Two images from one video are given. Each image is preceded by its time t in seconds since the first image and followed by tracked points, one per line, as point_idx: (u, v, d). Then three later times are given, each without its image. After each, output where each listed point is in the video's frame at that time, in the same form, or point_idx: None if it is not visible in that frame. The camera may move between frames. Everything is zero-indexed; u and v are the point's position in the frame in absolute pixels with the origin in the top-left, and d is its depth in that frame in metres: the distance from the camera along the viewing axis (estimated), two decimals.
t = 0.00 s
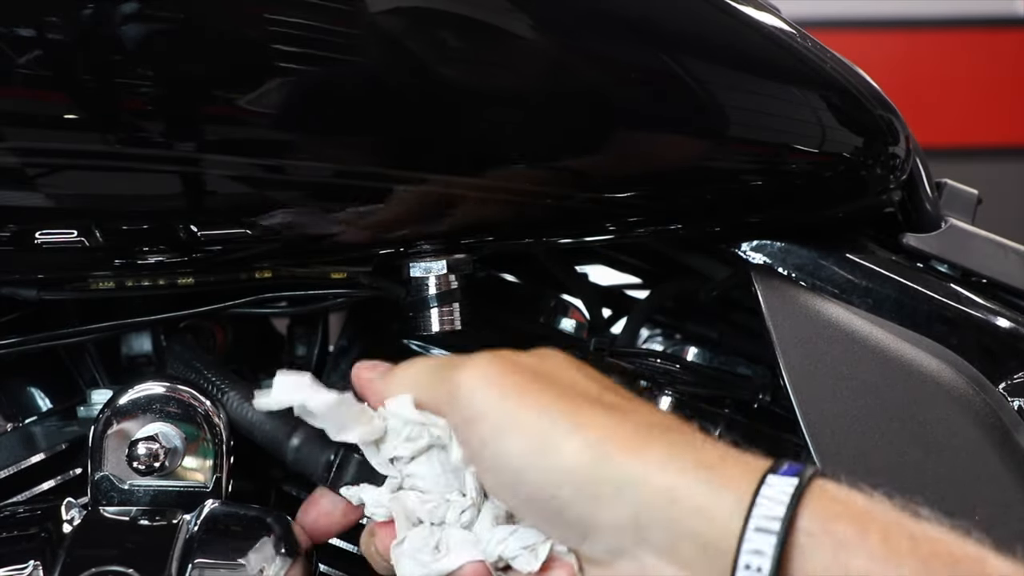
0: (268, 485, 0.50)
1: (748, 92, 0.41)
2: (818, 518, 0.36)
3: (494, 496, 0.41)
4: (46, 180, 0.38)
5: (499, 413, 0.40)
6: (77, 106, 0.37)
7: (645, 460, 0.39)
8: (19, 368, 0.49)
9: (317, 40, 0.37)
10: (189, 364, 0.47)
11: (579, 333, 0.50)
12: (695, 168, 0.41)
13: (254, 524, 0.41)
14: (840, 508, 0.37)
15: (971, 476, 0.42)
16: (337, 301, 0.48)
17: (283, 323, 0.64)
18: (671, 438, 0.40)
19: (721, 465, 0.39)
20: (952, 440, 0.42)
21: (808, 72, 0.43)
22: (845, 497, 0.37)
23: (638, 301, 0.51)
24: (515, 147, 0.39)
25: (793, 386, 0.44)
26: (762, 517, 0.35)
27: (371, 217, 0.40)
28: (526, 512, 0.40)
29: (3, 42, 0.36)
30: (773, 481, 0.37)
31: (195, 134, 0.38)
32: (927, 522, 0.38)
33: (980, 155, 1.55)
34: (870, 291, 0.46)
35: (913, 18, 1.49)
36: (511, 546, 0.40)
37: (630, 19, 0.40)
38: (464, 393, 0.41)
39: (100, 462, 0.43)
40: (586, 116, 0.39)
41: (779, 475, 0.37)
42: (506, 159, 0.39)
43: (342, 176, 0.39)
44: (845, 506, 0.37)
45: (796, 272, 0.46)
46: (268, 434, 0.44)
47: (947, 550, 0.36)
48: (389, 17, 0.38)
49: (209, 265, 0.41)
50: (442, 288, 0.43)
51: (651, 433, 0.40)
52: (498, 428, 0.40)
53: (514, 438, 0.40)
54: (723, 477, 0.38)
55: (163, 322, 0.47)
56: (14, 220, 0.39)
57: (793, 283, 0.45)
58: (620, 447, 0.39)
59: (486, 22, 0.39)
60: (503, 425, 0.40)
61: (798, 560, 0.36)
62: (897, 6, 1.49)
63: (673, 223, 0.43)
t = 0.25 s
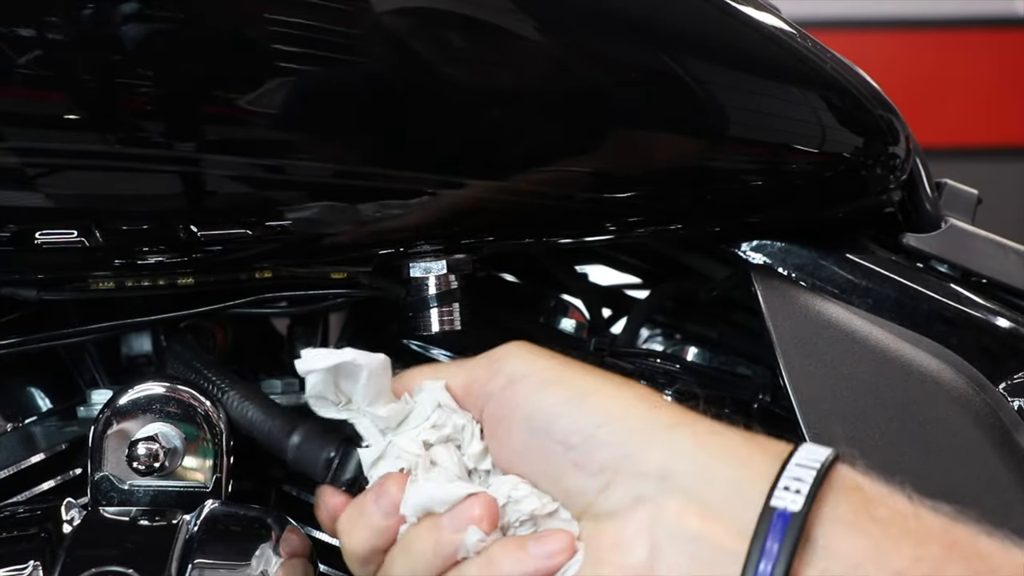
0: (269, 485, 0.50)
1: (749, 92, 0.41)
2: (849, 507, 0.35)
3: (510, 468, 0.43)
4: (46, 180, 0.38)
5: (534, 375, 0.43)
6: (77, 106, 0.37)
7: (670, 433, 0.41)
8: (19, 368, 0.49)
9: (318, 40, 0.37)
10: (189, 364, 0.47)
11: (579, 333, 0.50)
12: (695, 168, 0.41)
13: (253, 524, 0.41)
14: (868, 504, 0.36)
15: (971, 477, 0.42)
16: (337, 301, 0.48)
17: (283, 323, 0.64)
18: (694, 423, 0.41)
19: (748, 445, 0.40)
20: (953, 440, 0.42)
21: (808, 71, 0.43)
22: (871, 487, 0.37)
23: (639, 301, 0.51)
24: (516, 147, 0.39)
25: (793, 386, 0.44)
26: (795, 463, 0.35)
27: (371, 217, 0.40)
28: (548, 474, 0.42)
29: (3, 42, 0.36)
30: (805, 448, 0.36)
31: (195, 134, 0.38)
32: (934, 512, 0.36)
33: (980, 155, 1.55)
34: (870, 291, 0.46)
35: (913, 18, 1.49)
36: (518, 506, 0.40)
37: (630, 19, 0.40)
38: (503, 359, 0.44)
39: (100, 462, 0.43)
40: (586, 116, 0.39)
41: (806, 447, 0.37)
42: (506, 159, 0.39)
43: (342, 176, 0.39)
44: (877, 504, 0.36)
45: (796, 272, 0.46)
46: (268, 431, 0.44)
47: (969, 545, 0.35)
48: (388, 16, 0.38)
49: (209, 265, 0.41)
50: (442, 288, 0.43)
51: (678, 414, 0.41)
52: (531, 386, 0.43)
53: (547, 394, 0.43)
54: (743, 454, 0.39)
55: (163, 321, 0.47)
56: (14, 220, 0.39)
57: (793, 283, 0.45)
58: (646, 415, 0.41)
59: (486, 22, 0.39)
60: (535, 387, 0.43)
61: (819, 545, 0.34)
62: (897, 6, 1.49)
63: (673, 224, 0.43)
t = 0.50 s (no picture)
0: (269, 485, 0.50)
1: (748, 92, 0.41)
2: (812, 518, 0.33)
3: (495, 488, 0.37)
4: (46, 180, 0.38)
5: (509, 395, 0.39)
6: (77, 106, 0.37)
7: (637, 449, 0.37)
8: (19, 368, 0.49)
9: (318, 40, 0.38)
10: (191, 364, 0.48)
11: (579, 333, 0.51)
12: (695, 168, 0.41)
13: (254, 524, 0.41)
14: (834, 514, 0.33)
15: (970, 477, 0.42)
16: (337, 301, 0.48)
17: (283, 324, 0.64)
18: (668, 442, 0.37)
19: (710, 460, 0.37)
20: (953, 440, 0.42)
21: (808, 72, 0.43)
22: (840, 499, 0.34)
23: (638, 301, 0.51)
24: (516, 147, 0.39)
25: (793, 387, 0.44)
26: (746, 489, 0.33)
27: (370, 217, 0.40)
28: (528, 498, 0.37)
29: (4, 42, 0.36)
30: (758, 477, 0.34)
31: (195, 134, 0.38)
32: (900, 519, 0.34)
33: (980, 155, 1.55)
34: (870, 291, 0.46)
35: (912, 18, 1.49)
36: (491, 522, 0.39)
37: (630, 19, 0.40)
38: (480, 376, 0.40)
39: (100, 462, 0.44)
40: (586, 116, 0.39)
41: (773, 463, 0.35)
42: (507, 159, 0.39)
43: (342, 176, 0.39)
44: (844, 515, 0.33)
45: (796, 272, 0.46)
46: (280, 424, 0.46)
47: (936, 553, 0.32)
48: (389, 17, 0.38)
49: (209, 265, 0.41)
50: (442, 288, 0.43)
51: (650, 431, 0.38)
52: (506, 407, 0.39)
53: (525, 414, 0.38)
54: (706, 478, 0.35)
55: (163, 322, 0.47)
56: (14, 220, 0.39)
57: (794, 283, 0.45)
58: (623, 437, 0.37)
59: (486, 22, 0.39)
60: (511, 402, 0.39)
61: (781, 558, 0.31)
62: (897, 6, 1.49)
63: (673, 224, 0.42)
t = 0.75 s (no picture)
0: (269, 486, 0.50)
1: (748, 92, 0.41)
2: (852, 562, 0.38)
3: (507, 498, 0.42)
4: (46, 180, 0.38)
5: (540, 428, 0.41)
6: (77, 106, 0.37)
7: (664, 501, 0.40)
8: (19, 368, 0.49)
9: (318, 40, 0.38)
10: (193, 363, 0.48)
11: (579, 333, 0.50)
12: (695, 168, 0.41)
13: (254, 524, 0.41)
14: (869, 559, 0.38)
15: (971, 477, 0.42)
16: (337, 301, 0.48)
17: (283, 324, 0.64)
18: (686, 474, 0.41)
19: (744, 508, 0.40)
20: (953, 440, 0.42)
21: (808, 72, 0.43)
22: (873, 540, 0.39)
23: (639, 301, 0.51)
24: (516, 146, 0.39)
25: (793, 386, 0.44)
26: (796, 541, 0.37)
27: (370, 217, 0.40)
28: (541, 512, 0.41)
29: (3, 42, 0.36)
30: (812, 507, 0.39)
31: (195, 134, 0.38)
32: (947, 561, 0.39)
33: (980, 155, 1.55)
34: (870, 291, 0.46)
35: (913, 18, 1.49)
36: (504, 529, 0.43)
37: (630, 19, 0.40)
38: (508, 403, 0.42)
39: (100, 462, 0.43)
40: (586, 116, 0.39)
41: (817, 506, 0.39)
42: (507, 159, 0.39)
43: (343, 176, 0.39)
44: (879, 562, 0.38)
45: (796, 272, 0.46)
46: (281, 413, 0.46)
47: None
48: (388, 16, 0.38)
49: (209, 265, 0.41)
50: (442, 288, 0.43)
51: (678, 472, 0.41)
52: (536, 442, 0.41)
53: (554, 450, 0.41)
54: (740, 521, 0.40)
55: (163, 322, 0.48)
56: (14, 220, 0.39)
57: (794, 283, 0.45)
58: (648, 476, 0.41)
59: (486, 22, 0.39)
60: (543, 438, 0.41)
61: None
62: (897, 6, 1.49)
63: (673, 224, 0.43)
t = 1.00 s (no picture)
0: (269, 486, 0.50)
1: (748, 92, 0.41)
2: None
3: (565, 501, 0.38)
4: (46, 180, 0.38)
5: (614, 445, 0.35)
6: (77, 106, 0.37)
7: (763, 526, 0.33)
8: (20, 368, 0.49)
9: (318, 40, 0.38)
10: (197, 359, 0.48)
11: (579, 333, 0.50)
12: (695, 168, 0.41)
13: (254, 524, 0.41)
14: None
15: (971, 477, 0.42)
16: (337, 301, 0.48)
17: (284, 322, 0.64)
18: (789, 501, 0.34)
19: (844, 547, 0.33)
20: (953, 440, 0.42)
21: (808, 72, 0.43)
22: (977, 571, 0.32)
23: (639, 302, 0.51)
24: (516, 146, 0.39)
25: (793, 386, 0.44)
26: None
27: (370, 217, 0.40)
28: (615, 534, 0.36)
29: (4, 42, 0.36)
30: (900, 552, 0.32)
31: (195, 134, 0.38)
32: None
33: (980, 155, 1.55)
34: (870, 291, 0.46)
35: (913, 18, 1.49)
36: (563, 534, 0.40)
37: (630, 19, 0.40)
38: (587, 421, 0.35)
39: (100, 462, 0.43)
40: (586, 116, 0.39)
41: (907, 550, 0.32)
42: (507, 159, 0.39)
43: (343, 176, 0.39)
44: None
45: (796, 272, 0.46)
46: (313, 396, 0.46)
47: None
48: (388, 16, 0.38)
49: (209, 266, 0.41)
50: (442, 288, 0.43)
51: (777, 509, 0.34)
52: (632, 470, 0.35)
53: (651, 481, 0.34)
54: (847, 556, 0.32)
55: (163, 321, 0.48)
56: (15, 220, 0.39)
57: (793, 283, 0.45)
58: (743, 510, 0.34)
59: (485, 22, 0.39)
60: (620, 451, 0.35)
61: None
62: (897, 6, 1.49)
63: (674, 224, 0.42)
